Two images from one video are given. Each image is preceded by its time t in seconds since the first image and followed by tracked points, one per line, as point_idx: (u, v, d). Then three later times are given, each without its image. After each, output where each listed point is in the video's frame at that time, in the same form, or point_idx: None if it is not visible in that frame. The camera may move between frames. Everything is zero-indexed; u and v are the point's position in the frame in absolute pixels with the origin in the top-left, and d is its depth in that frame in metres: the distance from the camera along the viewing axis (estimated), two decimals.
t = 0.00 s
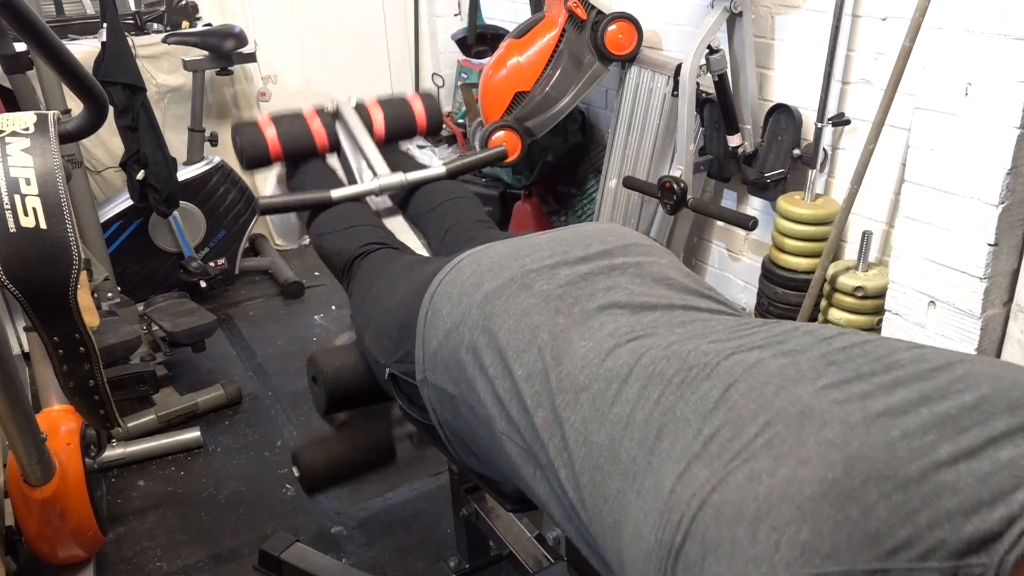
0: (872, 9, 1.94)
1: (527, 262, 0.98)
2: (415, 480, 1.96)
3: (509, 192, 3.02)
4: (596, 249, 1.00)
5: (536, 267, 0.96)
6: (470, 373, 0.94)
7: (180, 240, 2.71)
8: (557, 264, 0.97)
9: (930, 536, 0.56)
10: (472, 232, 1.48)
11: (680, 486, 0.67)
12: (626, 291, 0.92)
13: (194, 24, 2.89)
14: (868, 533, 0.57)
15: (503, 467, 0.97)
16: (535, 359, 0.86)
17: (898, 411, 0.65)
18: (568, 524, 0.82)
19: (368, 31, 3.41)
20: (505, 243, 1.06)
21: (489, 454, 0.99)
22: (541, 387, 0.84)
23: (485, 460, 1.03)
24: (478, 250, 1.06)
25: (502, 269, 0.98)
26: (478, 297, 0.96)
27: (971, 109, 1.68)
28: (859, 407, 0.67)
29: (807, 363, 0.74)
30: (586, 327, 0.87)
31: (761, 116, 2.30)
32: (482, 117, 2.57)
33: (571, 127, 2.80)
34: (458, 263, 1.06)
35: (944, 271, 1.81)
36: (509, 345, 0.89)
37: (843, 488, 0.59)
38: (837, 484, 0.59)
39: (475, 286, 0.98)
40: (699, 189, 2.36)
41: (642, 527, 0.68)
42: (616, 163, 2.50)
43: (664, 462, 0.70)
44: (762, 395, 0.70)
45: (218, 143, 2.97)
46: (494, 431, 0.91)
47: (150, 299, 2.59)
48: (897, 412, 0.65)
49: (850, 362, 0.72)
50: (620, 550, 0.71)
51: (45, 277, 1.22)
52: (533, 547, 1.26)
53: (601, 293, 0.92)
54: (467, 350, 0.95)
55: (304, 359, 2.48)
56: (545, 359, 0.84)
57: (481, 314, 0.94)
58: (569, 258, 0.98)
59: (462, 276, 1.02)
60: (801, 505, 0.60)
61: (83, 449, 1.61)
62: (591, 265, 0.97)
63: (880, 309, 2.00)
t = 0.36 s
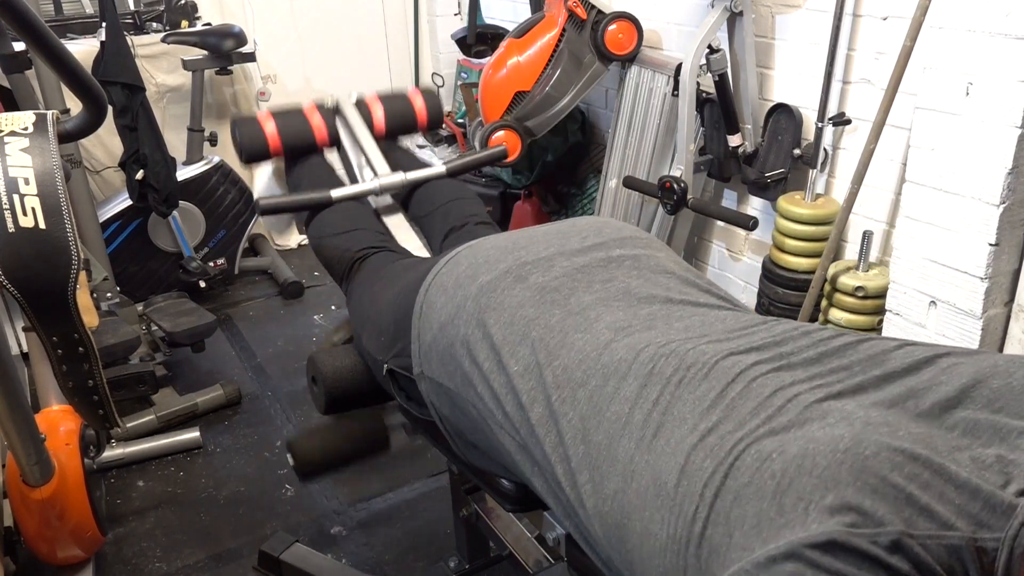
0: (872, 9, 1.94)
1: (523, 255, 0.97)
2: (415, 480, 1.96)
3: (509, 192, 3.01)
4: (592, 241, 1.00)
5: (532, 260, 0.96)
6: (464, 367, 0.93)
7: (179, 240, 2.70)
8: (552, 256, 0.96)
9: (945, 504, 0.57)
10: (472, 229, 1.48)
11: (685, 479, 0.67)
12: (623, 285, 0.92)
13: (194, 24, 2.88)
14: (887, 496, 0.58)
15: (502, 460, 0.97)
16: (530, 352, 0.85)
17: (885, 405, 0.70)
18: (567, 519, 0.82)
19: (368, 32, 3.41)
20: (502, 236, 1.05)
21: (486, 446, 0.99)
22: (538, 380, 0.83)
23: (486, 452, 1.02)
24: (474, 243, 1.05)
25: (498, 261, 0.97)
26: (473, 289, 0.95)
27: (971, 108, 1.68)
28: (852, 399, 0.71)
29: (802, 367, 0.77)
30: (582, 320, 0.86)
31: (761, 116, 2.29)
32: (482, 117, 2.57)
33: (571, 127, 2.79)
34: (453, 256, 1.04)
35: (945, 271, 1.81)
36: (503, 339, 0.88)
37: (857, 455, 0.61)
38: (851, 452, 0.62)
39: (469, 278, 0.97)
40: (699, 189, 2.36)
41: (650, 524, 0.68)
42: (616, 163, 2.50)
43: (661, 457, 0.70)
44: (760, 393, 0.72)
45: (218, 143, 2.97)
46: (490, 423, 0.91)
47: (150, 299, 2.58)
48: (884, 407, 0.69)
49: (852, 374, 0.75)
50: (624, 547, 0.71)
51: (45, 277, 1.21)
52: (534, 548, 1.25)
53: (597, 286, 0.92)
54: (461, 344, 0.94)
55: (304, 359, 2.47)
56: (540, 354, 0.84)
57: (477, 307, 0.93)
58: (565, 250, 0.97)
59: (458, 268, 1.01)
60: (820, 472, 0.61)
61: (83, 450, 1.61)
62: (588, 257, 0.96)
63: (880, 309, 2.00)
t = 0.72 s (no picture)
0: (872, 9, 1.94)
1: (525, 241, 0.96)
2: (415, 480, 1.96)
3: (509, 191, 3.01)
4: (597, 226, 0.99)
5: (534, 248, 0.95)
6: (464, 360, 0.93)
7: (179, 240, 2.70)
8: (556, 244, 0.95)
9: (959, 523, 0.58)
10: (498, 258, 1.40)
11: (688, 499, 0.67)
12: (628, 277, 0.92)
13: (194, 24, 2.88)
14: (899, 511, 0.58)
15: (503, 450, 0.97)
16: (528, 349, 0.85)
17: (891, 426, 0.70)
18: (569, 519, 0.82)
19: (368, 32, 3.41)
20: (505, 215, 1.04)
21: (485, 435, 0.99)
22: (535, 385, 0.82)
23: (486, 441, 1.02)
24: (471, 224, 1.04)
25: (499, 248, 0.95)
26: (473, 277, 0.94)
27: (971, 109, 1.67)
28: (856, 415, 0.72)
29: (807, 384, 0.76)
30: (587, 321, 0.86)
31: (762, 116, 2.29)
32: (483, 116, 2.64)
33: (571, 127, 2.80)
34: (453, 238, 1.03)
35: (944, 271, 1.81)
36: (502, 332, 0.88)
37: (868, 471, 0.61)
38: (861, 468, 0.62)
39: (469, 265, 0.96)
40: (699, 188, 2.36)
41: (654, 547, 0.67)
42: (616, 163, 2.50)
43: (664, 475, 0.69)
44: (762, 411, 0.72)
45: (218, 143, 2.97)
46: (492, 420, 0.91)
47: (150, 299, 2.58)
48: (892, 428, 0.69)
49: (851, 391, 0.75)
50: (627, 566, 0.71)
51: (45, 278, 1.21)
52: (533, 548, 1.25)
53: (602, 278, 0.91)
54: (461, 335, 0.93)
55: (303, 359, 2.47)
56: (535, 359, 0.83)
57: (477, 297, 0.92)
58: (568, 237, 0.97)
59: (457, 252, 1.00)
60: (831, 487, 0.61)
61: (82, 450, 1.61)
62: (592, 245, 0.96)
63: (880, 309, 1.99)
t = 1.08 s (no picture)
0: (872, 9, 1.94)
1: (535, 257, 0.95)
2: (415, 480, 1.96)
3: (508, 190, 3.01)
4: (607, 241, 0.99)
5: (543, 264, 0.94)
6: (470, 378, 0.93)
7: (179, 240, 2.70)
8: (566, 260, 0.95)
9: (993, 532, 0.59)
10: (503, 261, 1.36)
11: (715, 503, 0.66)
12: (639, 295, 0.92)
13: (195, 24, 2.88)
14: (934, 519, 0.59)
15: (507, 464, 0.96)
16: (536, 367, 0.85)
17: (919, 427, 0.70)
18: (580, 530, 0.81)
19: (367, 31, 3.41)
20: (511, 226, 1.03)
21: (490, 452, 0.99)
22: (544, 399, 0.83)
23: (490, 457, 1.02)
24: (477, 234, 1.04)
25: (508, 264, 0.95)
26: (481, 294, 0.94)
27: (971, 109, 1.68)
28: (883, 420, 0.71)
29: (833, 390, 0.76)
30: (592, 341, 0.87)
31: (761, 116, 2.30)
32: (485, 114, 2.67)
33: (571, 127, 2.81)
34: (459, 249, 1.02)
35: (947, 271, 1.81)
36: (508, 350, 0.88)
37: (901, 479, 0.61)
38: (894, 475, 0.62)
39: (477, 280, 0.96)
40: (699, 188, 2.36)
41: (677, 551, 0.67)
42: (616, 163, 2.50)
43: (685, 481, 0.69)
44: (786, 415, 0.72)
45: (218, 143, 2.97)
46: (498, 436, 0.90)
47: (150, 299, 2.58)
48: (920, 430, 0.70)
49: (877, 397, 0.75)
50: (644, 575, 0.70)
51: (45, 278, 1.21)
52: (534, 548, 1.26)
53: (613, 297, 0.91)
54: (467, 354, 0.93)
55: (304, 360, 2.47)
56: (546, 378, 0.83)
57: (484, 314, 0.92)
58: (578, 253, 0.97)
59: (462, 266, 0.99)
60: (865, 493, 0.61)
61: (83, 450, 1.61)
62: (603, 261, 0.96)
63: (880, 309, 2.00)
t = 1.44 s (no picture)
0: (872, 9, 1.94)
1: (510, 267, 0.97)
2: (415, 480, 1.96)
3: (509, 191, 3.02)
4: (581, 250, 1.00)
5: (518, 273, 0.95)
6: (450, 387, 0.93)
7: (180, 240, 2.71)
8: (540, 269, 0.96)
9: (966, 514, 0.58)
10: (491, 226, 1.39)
11: (698, 505, 0.66)
12: (612, 300, 0.92)
13: (195, 24, 2.88)
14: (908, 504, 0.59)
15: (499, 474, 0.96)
16: (512, 373, 0.85)
17: (894, 412, 0.70)
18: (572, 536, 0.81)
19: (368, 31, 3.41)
20: (486, 239, 1.05)
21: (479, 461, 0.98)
22: (524, 405, 0.83)
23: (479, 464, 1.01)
24: (451, 248, 1.05)
25: (483, 274, 0.96)
26: (458, 303, 0.95)
27: (970, 109, 1.68)
28: (859, 411, 0.72)
29: (813, 382, 0.76)
30: (573, 341, 0.86)
31: (761, 116, 2.30)
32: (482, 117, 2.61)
33: (571, 127, 2.81)
34: (436, 262, 1.04)
35: (945, 272, 1.81)
36: (485, 358, 0.89)
37: (875, 469, 0.62)
38: (868, 465, 0.62)
39: (453, 291, 0.97)
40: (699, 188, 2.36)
41: (664, 554, 0.66)
42: (616, 164, 2.50)
43: (669, 481, 0.69)
44: (763, 410, 0.72)
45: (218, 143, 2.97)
46: (485, 444, 0.90)
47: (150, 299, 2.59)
48: (898, 414, 0.70)
49: (858, 387, 0.75)
50: None
51: (45, 278, 1.22)
52: (534, 548, 1.26)
53: (587, 301, 0.91)
54: (446, 362, 0.94)
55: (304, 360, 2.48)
56: (524, 382, 0.84)
57: (462, 323, 0.93)
58: (551, 261, 0.97)
59: (439, 278, 1.00)
60: (840, 487, 0.62)
61: (84, 449, 1.61)
62: (575, 269, 0.96)
63: (880, 309, 2.00)
